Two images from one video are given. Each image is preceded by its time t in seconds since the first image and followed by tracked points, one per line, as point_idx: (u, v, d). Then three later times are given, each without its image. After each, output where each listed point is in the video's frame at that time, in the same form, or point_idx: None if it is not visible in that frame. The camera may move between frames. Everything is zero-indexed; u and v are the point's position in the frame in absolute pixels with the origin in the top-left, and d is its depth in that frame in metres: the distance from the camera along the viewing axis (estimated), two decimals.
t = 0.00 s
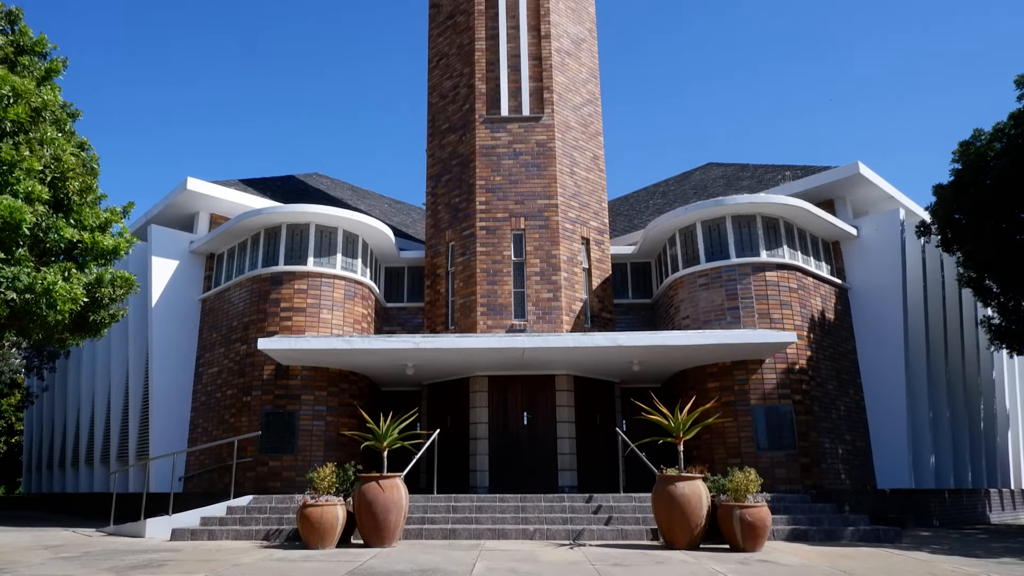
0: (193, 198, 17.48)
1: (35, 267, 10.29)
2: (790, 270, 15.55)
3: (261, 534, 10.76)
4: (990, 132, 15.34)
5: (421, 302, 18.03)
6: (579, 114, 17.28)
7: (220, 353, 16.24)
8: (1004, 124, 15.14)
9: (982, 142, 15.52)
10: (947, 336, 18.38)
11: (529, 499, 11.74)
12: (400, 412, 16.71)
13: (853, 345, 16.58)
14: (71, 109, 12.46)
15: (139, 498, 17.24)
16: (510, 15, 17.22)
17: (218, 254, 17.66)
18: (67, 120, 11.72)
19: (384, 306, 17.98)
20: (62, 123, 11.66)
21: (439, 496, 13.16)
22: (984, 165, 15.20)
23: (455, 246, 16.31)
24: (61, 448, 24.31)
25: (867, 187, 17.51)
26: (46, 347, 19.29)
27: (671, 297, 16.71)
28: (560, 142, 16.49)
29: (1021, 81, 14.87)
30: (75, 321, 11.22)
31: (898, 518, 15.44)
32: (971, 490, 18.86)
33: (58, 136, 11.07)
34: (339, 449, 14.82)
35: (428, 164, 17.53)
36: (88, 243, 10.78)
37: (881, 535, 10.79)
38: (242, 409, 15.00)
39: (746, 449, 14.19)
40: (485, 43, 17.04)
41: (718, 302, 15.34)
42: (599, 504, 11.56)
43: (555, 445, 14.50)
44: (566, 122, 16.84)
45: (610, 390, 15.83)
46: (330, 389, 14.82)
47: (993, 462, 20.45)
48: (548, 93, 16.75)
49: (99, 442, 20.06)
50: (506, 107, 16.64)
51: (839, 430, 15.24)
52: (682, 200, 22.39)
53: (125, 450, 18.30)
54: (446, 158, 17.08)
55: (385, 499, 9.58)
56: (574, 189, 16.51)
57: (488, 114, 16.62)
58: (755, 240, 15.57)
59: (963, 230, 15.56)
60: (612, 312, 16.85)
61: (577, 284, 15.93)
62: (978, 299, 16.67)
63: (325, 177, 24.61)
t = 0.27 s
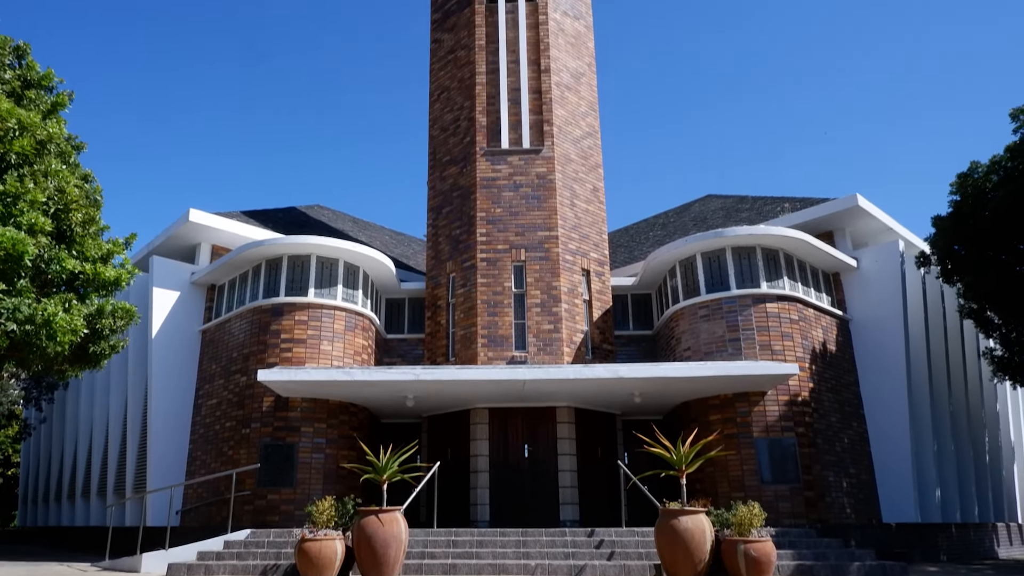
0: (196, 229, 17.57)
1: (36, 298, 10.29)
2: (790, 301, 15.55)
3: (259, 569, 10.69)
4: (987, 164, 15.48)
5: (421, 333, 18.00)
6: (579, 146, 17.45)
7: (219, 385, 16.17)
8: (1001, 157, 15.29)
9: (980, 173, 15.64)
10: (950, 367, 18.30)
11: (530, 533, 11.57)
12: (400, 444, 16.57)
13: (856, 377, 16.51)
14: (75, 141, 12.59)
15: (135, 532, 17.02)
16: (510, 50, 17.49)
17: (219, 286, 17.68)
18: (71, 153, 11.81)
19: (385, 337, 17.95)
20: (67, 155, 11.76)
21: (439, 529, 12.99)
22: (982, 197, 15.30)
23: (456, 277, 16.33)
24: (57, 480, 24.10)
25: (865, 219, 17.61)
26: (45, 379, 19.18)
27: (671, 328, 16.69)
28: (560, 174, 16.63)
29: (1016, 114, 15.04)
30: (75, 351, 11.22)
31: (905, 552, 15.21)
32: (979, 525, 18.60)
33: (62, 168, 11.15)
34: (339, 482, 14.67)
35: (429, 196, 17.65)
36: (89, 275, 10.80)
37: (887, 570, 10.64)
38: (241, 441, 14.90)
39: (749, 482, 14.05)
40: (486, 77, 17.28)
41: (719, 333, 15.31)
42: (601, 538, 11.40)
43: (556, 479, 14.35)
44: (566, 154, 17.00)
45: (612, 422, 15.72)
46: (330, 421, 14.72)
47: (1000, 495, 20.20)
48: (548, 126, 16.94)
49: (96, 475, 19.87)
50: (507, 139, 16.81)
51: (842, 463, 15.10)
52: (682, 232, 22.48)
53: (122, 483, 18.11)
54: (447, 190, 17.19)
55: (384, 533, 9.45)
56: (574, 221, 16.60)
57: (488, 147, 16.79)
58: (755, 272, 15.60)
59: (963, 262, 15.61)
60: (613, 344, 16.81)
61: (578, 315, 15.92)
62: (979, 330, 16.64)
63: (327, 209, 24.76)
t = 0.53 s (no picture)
0: (197, 255, 17.62)
1: (37, 323, 10.28)
2: (791, 327, 15.53)
3: None
4: (985, 191, 15.57)
5: (421, 359, 17.95)
6: (579, 173, 17.56)
7: (218, 411, 16.09)
8: (999, 184, 15.39)
9: (978, 200, 15.72)
10: (953, 393, 18.20)
11: (531, 562, 11.43)
12: (400, 471, 16.44)
13: (858, 403, 16.44)
14: (79, 168, 12.68)
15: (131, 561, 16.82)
16: (510, 78, 17.69)
17: (220, 311, 17.68)
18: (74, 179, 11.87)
19: (385, 363, 17.90)
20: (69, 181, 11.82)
21: (439, 557, 12.85)
22: (981, 224, 15.36)
23: (456, 303, 16.33)
24: (53, 508, 23.90)
25: (865, 245, 17.66)
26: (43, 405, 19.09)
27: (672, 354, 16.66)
28: (560, 200, 16.72)
29: (1013, 141, 15.15)
30: (74, 377, 11.21)
31: None
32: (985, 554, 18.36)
33: (65, 194, 11.19)
34: (338, 510, 14.53)
35: (430, 222, 17.72)
36: (90, 300, 10.80)
37: None
38: (239, 468, 14.80)
39: (752, 510, 13.91)
40: (486, 105, 17.46)
41: (720, 359, 15.27)
42: (603, 567, 11.25)
43: (558, 506, 14.22)
44: (566, 181, 17.10)
45: (613, 449, 15.62)
46: (329, 448, 14.61)
47: (1006, 523, 19.96)
48: (548, 153, 17.06)
49: (93, 502, 19.69)
50: (507, 166, 16.93)
51: (846, 490, 14.98)
52: (682, 258, 22.54)
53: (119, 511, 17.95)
54: (448, 216, 17.26)
55: (383, 562, 9.33)
56: (574, 247, 16.64)
57: (488, 174, 16.90)
58: (756, 297, 15.60)
59: (963, 287, 15.62)
60: (613, 369, 16.75)
61: (579, 341, 15.90)
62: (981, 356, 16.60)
63: (328, 234, 24.85)
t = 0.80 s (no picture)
0: (198, 280, 17.64)
1: (36, 349, 10.27)
2: (792, 353, 15.50)
3: None
4: (984, 217, 15.63)
5: (421, 385, 17.89)
6: (579, 200, 17.66)
7: (218, 438, 15.98)
8: (997, 210, 15.46)
9: (977, 226, 15.79)
10: (956, 419, 18.09)
11: None
12: (400, 499, 16.29)
13: (861, 430, 16.34)
14: (81, 194, 12.76)
15: None
16: (510, 106, 17.87)
17: (220, 337, 17.66)
18: (76, 206, 11.93)
19: (385, 389, 17.83)
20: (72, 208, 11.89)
21: None
22: (980, 250, 15.40)
23: (457, 329, 16.31)
24: (48, 535, 23.66)
25: (865, 271, 17.70)
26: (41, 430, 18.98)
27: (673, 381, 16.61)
28: (560, 227, 16.79)
29: (1010, 168, 15.26)
30: (73, 404, 11.18)
31: None
32: None
33: (68, 220, 11.23)
34: (337, 537, 14.37)
35: (430, 248, 17.77)
36: (91, 325, 10.79)
37: None
38: (238, 495, 14.68)
39: (755, 537, 13.76)
40: (486, 132, 17.62)
41: (721, 385, 15.23)
42: None
43: (559, 534, 14.07)
44: (566, 208, 17.19)
45: (614, 476, 15.49)
46: (329, 474, 14.49)
47: (1013, 552, 19.70)
48: (548, 180, 17.17)
49: (89, 530, 19.50)
50: (507, 193, 17.02)
51: (850, 518, 14.83)
52: (682, 284, 22.58)
53: (115, 539, 17.76)
54: (449, 242, 17.32)
55: None
56: (574, 273, 16.66)
57: (489, 200, 16.99)
58: (756, 323, 15.59)
59: (964, 313, 15.61)
60: (614, 395, 16.68)
61: (580, 367, 15.86)
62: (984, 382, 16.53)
63: (328, 260, 24.90)
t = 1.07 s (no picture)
0: (198, 300, 17.64)
1: (36, 369, 10.25)
2: (793, 373, 15.46)
3: None
4: (983, 237, 15.67)
5: (421, 406, 17.81)
6: (579, 220, 17.71)
7: (216, 458, 15.89)
8: (995, 230, 15.51)
9: (976, 246, 15.81)
10: (959, 440, 17.99)
11: None
12: (399, 520, 16.16)
13: (863, 451, 16.25)
14: (83, 214, 12.80)
15: None
16: (510, 126, 17.99)
17: (219, 356, 17.61)
18: (78, 225, 11.97)
19: (385, 409, 17.75)
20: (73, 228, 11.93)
21: None
22: (980, 269, 15.42)
23: (457, 348, 16.28)
24: (44, 557, 23.42)
25: (865, 291, 17.71)
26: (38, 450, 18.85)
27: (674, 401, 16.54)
28: (560, 247, 16.83)
29: (1009, 188, 15.32)
30: (72, 423, 11.15)
31: None
32: None
33: (69, 240, 11.25)
34: (336, 559, 14.24)
35: (431, 268, 17.79)
36: (90, 345, 10.78)
37: None
38: (236, 516, 14.59)
39: (759, 559, 13.63)
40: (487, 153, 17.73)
41: (722, 405, 15.17)
42: None
43: (559, 557, 13.94)
44: (566, 228, 17.25)
45: (616, 497, 15.38)
46: (328, 495, 14.37)
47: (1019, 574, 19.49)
48: (548, 200, 17.23)
49: (86, 552, 19.31)
50: (507, 213, 17.08)
51: (854, 540, 14.70)
52: (683, 303, 22.57)
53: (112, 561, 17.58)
54: (449, 262, 17.35)
55: None
56: (574, 292, 16.67)
57: (489, 220, 17.05)
58: (757, 343, 15.57)
59: (965, 333, 15.60)
60: (615, 416, 16.62)
61: (580, 387, 15.80)
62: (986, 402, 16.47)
63: (329, 280, 24.93)
